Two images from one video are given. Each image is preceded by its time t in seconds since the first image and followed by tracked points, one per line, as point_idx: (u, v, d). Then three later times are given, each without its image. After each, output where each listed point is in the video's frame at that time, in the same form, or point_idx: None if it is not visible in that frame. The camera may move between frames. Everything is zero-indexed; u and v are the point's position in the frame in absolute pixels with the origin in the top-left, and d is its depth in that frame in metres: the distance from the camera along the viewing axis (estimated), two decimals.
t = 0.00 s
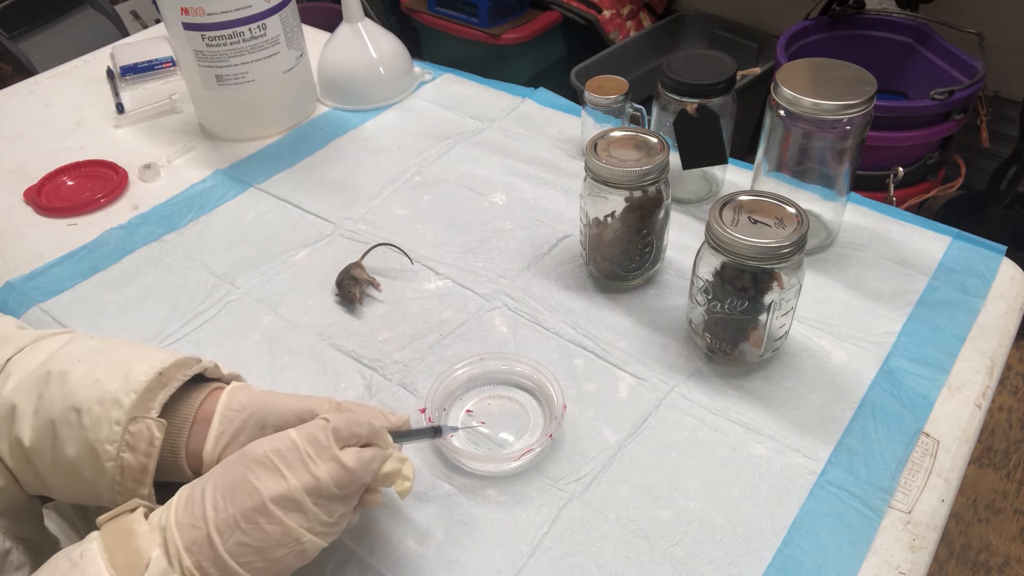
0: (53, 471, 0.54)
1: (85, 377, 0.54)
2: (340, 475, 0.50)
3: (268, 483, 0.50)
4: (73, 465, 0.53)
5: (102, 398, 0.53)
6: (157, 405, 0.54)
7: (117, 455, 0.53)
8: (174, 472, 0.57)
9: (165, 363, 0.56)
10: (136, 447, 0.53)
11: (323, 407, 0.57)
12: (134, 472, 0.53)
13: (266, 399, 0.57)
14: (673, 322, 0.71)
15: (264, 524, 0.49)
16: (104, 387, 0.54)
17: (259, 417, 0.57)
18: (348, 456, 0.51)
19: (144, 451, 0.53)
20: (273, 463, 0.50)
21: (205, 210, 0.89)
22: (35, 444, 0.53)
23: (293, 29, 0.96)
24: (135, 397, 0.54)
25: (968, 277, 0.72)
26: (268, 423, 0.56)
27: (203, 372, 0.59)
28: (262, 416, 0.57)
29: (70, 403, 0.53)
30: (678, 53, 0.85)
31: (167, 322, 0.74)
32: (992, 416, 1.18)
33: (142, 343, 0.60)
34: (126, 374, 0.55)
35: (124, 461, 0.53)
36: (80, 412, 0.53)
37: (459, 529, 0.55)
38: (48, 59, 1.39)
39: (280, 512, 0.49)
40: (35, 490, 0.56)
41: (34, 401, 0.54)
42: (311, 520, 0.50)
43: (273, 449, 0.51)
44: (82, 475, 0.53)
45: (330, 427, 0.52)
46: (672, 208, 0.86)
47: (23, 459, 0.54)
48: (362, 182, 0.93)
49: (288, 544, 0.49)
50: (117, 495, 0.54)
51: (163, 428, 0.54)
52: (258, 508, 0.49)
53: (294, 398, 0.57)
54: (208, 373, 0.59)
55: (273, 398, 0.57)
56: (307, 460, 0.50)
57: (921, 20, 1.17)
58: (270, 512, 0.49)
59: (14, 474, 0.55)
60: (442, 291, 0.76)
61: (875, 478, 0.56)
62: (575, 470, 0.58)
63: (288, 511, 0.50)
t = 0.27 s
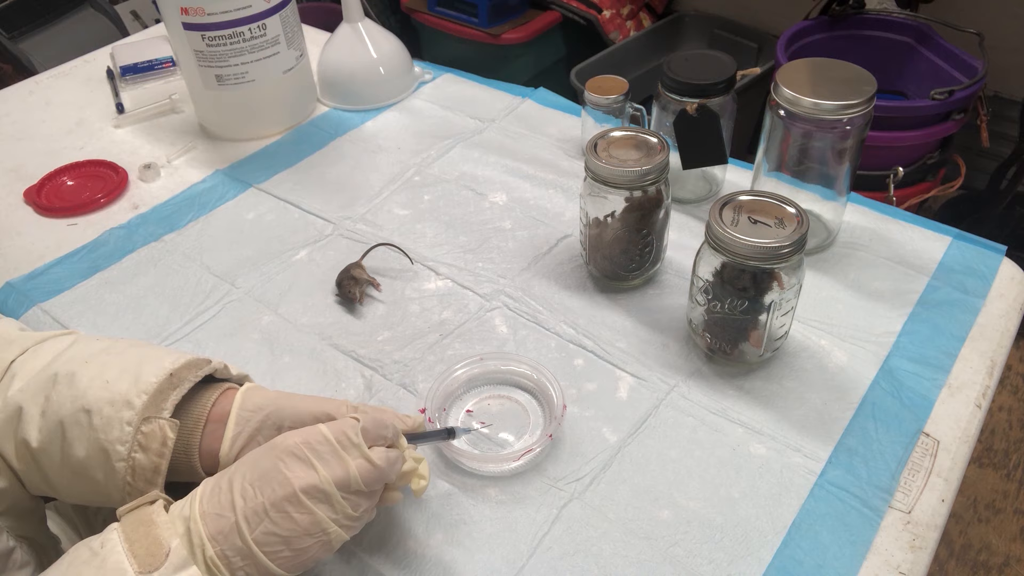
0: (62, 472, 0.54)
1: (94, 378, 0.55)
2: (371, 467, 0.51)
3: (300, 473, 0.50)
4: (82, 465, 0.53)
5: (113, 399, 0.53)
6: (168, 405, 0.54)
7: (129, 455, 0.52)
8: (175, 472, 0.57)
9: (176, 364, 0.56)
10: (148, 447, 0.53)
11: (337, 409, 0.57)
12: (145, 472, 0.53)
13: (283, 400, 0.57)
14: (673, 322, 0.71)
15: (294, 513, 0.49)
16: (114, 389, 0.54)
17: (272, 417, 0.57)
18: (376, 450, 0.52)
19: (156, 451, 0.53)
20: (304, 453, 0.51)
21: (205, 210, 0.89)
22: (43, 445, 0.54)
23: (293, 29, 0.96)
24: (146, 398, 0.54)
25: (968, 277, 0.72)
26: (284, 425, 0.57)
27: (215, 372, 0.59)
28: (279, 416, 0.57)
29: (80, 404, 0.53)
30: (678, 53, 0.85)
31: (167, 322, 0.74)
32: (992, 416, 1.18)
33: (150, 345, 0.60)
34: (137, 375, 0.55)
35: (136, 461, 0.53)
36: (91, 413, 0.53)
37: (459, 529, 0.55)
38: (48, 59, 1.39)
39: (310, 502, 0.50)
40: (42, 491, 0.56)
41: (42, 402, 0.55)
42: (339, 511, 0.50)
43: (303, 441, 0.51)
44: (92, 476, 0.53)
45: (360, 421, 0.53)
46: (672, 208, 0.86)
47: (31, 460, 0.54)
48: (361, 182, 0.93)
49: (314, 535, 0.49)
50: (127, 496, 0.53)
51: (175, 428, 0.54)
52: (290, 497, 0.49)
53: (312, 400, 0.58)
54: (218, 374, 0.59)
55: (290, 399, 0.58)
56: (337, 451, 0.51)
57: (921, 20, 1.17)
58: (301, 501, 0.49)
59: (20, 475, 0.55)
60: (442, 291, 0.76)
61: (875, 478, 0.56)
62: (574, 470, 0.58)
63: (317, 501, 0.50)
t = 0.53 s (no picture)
0: (62, 472, 0.54)
1: (94, 378, 0.55)
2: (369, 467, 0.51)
3: (298, 476, 0.50)
4: (83, 466, 0.53)
5: (113, 399, 0.53)
6: (168, 405, 0.54)
7: (129, 455, 0.52)
8: (175, 472, 0.57)
9: (175, 363, 0.56)
10: (148, 447, 0.53)
11: (337, 412, 0.57)
12: (145, 472, 0.53)
13: (283, 400, 0.57)
14: (673, 322, 0.71)
15: (296, 517, 0.49)
16: (114, 389, 0.54)
17: (273, 417, 0.57)
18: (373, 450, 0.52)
19: (156, 450, 0.53)
20: (301, 457, 0.51)
21: (205, 210, 0.89)
22: (43, 446, 0.53)
23: (293, 29, 0.96)
24: (146, 398, 0.54)
25: (968, 277, 0.72)
26: (282, 426, 0.57)
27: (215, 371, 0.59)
28: (279, 416, 0.57)
29: (80, 405, 0.53)
30: (678, 53, 0.85)
31: (167, 322, 0.74)
32: (992, 416, 1.18)
33: (150, 345, 0.60)
34: (136, 375, 0.55)
35: (136, 460, 0.53)
36: (91, 413, 0.53)
37: (458, 529, 0.55)
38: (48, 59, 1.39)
39: (311, 505, 0.50)
40: (42, 493, 0.56)
41: (41, 403, 0.55)
42: (341, 512, 0.50)
43: (299, 445, 0.52)
44: (92, 476, 0.53)
45: (354, 424, 0.53)
46: (672, 208, 0.86)
47: (31, 461, 0.54)
48: (361, 182, 0.93)
49: (317, 538, 0.49)
50: (127, 497, 0.53)
51: (175, 428, 0.54)
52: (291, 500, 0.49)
53: (312, 400, 0.58)
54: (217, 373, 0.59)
55: (291, 399, 0.58)
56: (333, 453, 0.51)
57: (921, 20, 1.17)
58: (301, 505, 0.49)
59: (20, 476, 0.55)
60: (442, 291, 0.76)
61: (875, 478, 0.56)
62: (574, 470, 0.58)
63: (318, 504, 0.50)
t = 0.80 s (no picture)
0: (63, 474, 0.54)
1: (93, 380, 0.55)
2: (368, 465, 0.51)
3: (297, 478, 0.50)
4: (83, 467, 0.53)
5: (113, 401, 0.53)
6: (169, 406, 0.54)
7: (130, 457, 0.52)
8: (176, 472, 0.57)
9: (175, 364, 0.56)
10: (149, 448, 0.53)
11: (338, 411, 0.57)
12: (147, 472, 0.53)
13: (285, 400, 0.57)
14: (673, 322, 0.71)
15: (296, 518, 0.49)
16: (114, 390, 0.54)
17: (275, 418, 0.57)
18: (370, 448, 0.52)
19: (157, 451, 0.53)
20: (298, 459, 0.51)
21: (205, 210, 0.89)
22: (43, 448, 0.53)
23: (293, 29, 0.96)
24: (147, 399, 0.54)
25: (968, 277, 0.72)
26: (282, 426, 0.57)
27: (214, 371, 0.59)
28: (280, 416, 0.57)
29: (80, 407, 0.53)
30: (678, 53, 0.85)
31: (167, 322, 0.74)
32: (992, 416, 1.18)
33: (149, 346, 0.59)
34: (136, 376, 0.55)
35: (137, 461, 0.53)
36: (91, 415, 0.53)
37: (458, 529, 0.55)
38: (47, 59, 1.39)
39: (310, 506, 0.50)
40: (43, 495, 0.56)
41: (41, 405, 0.55)
42: (341, 512, 0.50)
43: (297, 446, 0.52)
44: (93, 478, 0.53)
45: (349, 424, 0.53)
46: (672, 208, 0.86)
47: (31, 463, 0.54)
48: (361, 182, 0.93)
49: (319, 539, 0.49)
50: (129, 498, 0.53)
51: (176, 429, 0.54)
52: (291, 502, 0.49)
53: (313, 400, 0.58)
54: (216, 373, 0.59)
55: (291, 398, 0.58)
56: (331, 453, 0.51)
57: (921, 20, 1.17)
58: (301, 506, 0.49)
59: (20, 479, 0.55)
60: (442, 291, 0.76)
61: (875, 478, 0.56)
62: (574, 470, 0.58)
63: (318, 505, 0.50)
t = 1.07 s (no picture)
0: (63, 476, 0.54)
1: (92, 382, 0.54)
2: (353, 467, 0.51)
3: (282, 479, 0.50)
4: (83, 469, 0.53)
5: (112, 402, 0.53)
6: (168, 407, 0.54)
7: (129, 459, 0.52)
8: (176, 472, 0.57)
9: (174, 365, 0.56)
10: (149, 449, 0.53)
11: (338, 412, 0.58)
12: (147, 474, 0.53)
13: (284, 401, 0.58)
14: (673, 322, 0.71)
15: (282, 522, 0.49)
16: (113, 392, 0.54)
17: (276, 419, 0.57)
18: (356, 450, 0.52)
19: (157, 452, 0.53)
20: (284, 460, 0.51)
21: (205, 210, 0.89)
22: (43, 450, 0.53)
23: (293, 29, 0.96)
24: (146, 401, 0.53)
25: (968, 277, 0.72)
26: (282, 426, 0.57)
27: (213, 372, 0.59)
28: (280, 417, 0.57)
29: (79, 409, 0.53)
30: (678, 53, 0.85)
31: (167, 322, 0.74)
32: (992, 416, 1.18)
33: (148, 347, 0.59)
34: (135, 378, 0.54)
35: (137, 463, 0.53)
36: (90, 417, 0.53)
37: (458, 529, 0.55)
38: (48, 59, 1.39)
39: (296, 508, 0.49)
40: (44, 497, 0.56)
41: (42, 407, 0.55)
42: (328, 515, 0.50)
43: (283, 449, 0.52)
44: (93, 479, 0.53)
45: (336, 429, 0.54)
46: (672, 208, 0.86)
47: (32, 466, 0.54)
48: (361, 182, 0.93)
49: (305, 543, 0.49)
50: (129, 500, 0.53)
51: (176, 430, 0.54)
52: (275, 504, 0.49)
53: (312, 400, 0.59)
54: (214, 374, 0.59)
55: (291, 399, 0.58)
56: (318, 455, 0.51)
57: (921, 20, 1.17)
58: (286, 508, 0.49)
59: (20, 481, 0.55)
60: (442, 291, 0.76)
61: (875, 478, 0.56)
62: (574, 470, 0.58)
63: (304, 508, 0.50)
